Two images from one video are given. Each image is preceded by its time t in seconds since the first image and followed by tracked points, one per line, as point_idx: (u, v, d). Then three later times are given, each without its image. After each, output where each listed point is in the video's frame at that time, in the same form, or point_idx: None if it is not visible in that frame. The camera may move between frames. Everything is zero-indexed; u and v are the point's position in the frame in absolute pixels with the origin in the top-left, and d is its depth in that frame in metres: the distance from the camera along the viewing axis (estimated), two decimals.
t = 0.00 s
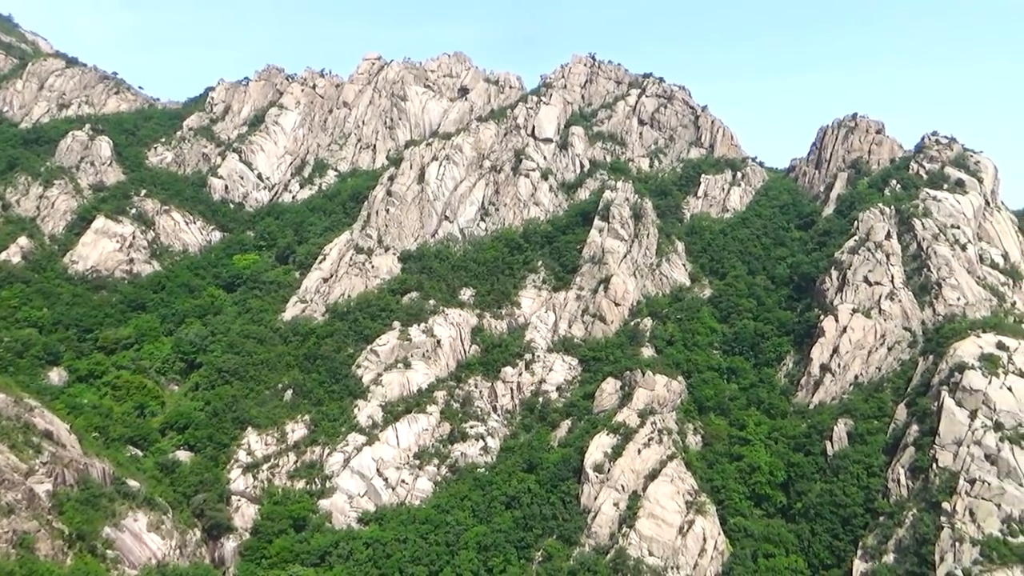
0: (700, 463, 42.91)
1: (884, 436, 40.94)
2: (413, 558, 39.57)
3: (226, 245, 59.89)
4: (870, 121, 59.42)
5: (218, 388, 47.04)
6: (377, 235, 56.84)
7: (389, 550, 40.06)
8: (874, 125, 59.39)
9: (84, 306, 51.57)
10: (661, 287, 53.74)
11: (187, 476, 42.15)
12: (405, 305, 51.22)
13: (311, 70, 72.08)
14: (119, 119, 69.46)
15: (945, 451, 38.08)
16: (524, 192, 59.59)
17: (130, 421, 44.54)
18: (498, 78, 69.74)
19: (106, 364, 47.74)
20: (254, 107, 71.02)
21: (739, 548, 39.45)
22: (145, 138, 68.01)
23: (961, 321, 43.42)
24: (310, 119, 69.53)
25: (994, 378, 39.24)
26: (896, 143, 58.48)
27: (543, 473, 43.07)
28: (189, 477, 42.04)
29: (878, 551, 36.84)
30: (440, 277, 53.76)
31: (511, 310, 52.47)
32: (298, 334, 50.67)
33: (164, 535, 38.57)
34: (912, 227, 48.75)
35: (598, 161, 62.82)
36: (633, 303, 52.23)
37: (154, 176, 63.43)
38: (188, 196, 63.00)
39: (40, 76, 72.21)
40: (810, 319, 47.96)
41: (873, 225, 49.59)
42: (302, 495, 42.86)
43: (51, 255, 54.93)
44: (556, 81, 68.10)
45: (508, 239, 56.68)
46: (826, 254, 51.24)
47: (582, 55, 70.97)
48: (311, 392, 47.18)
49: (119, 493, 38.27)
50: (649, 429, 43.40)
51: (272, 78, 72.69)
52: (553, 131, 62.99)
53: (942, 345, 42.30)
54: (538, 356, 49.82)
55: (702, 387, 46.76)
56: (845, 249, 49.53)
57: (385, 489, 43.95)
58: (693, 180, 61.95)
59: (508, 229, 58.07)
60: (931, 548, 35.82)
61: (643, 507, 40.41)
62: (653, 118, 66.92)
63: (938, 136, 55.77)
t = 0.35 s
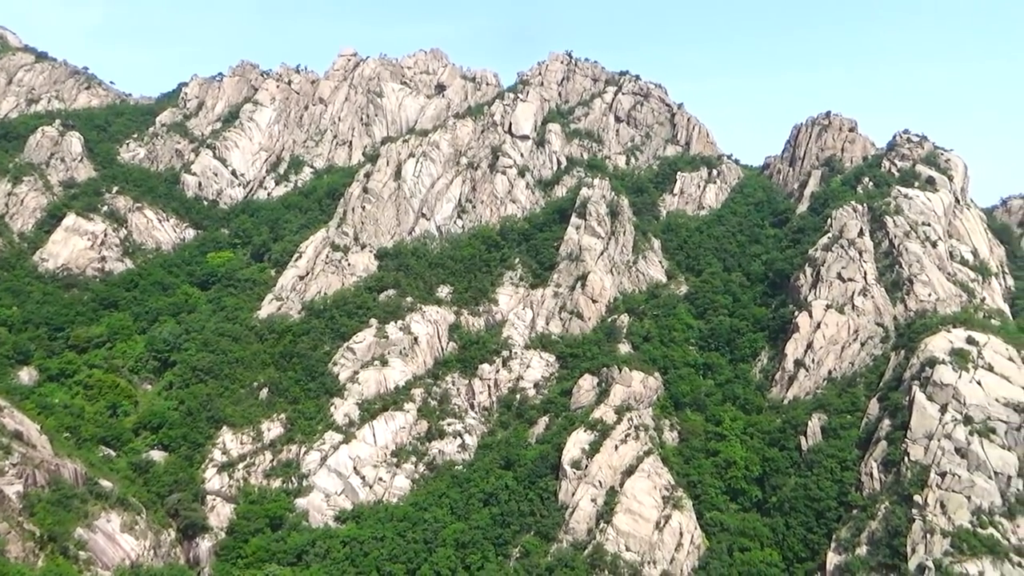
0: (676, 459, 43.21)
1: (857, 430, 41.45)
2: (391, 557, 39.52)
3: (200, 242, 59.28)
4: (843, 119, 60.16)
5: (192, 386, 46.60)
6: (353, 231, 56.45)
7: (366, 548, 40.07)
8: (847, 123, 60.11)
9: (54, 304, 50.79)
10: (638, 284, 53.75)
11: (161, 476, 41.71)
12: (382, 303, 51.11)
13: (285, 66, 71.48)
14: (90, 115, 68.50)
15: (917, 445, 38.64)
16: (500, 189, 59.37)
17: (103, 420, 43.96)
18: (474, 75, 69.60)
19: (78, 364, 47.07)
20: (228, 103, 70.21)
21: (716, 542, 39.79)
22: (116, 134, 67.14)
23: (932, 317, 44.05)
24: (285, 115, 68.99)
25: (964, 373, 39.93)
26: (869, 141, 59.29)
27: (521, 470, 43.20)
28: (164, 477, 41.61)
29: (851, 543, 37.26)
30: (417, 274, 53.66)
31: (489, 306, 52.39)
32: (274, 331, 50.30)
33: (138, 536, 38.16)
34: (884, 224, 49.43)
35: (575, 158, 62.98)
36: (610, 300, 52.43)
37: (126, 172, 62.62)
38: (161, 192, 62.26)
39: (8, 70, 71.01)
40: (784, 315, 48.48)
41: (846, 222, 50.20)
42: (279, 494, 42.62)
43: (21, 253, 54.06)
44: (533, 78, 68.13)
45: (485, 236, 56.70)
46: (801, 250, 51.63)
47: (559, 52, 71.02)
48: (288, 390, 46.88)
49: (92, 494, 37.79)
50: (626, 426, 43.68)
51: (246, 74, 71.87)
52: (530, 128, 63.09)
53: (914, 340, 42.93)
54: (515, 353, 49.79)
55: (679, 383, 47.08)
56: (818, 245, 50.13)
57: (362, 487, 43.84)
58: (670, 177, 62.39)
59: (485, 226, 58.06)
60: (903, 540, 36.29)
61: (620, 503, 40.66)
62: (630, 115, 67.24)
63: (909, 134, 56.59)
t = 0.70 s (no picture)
0: (653, 455, 43.45)
1: (831, 427, 41.88)
2: (368, 555, 39.42)
3: (175, 239, 58.65)
4: (819, 118, 60.69)
5: (167, 385, 46.14)
6: (330, 229, 56.13)
7: (343, 547, 39.91)
8: (822, 122, 60.63)
9: (25, 302, 50.00)
10: (616, 282, 54.03)
11: (135, 476, 41.23)
12: (360, 300, 50.87)
13: (262, 61, 70.84)
14: (62, 109, 67.54)
15: (890, 441, 39.14)
16: (479, 186, 59.44)
17: (76, 420, 43.39)
18: (452, 72, 69.38)
19: (49, 362, 46.41)
20: (204, 98, 69.46)
21: (692, 538, 40.08)
22: (89, 129, 66.31)
23: (905, 314, 44.56)
24: (261, 111, 68.37)
25: (936, 370, 40.45)
26: (844, 139, 59.87)
27: (499, 467, 43.19)
28: (138, 476, 41.15)
29: (826, 538, 37.60)
30: (395, 271, 53.49)
31: (467, 304, 52.35)
32: (250, 329, 49.88)
33: (112, 536, 37.70)
34: (858, 222, 49.95)
35: (554, 155, 62.98)
36: (588, 297, 52.64)
37: (99, 168, 61.83)
38: (135, 188, 61.50)
39: None
40: (761, 312, 48.87)
41: (822, 220, 50.68)
42: (255, 493, 42.35)
43: None
44: (511, 76, 68.06)
45: (464, 234, 56.65)
46: (776, 248, 52.07)
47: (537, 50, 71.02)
48: (264, 388, 46.54)
49: (65, 494, 37.28)
50: (603, 423, 43.82)
51: (222, 69, 71.12)
52: (507, 125, 63.04)
53: (887, 337, 43.44)
54: (493, 351, 49.73)
55: (656, 380, 47.33)
56: (794, 243, 50.57)
57: (339, 485, 43.66)
58: (647, 176, 62.72)
59: (464, 223, 57.98)
60: (877, 534, 36.72)
61: (598, 500, 40.79)
62: (608, 113, 67.42)
63: (883, 133, 57.22)
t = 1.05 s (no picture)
0: (631, 453, 43.69)
1: (807, 424, 42.35)
2: (346, 553, 39.36)
3: (151, 234, 58.06)
4: (796, 118, 61.15)
5: (142, 382, 45.71)
6: (309, 225, 55.75)
7: (321, 545, 39.75)
8: (800, 122, 61.07)
9: None
10: (595, 279, 54.21)
11: (109, 474, 40.80)
12: (338, 297, 50.61)
13: (240, 55, 70.23)
14: (35, 103, 66.70)
15: (864, 438, 39.49)
16: (459, 183, 59.61)
17: (48, 417, 42.84)
18: (433, 68, 69.11)
19: (22, 359, 45.81)
20: (180, 93, 68.76)
21: (670, 534, 40.35)
22: (63, 123, 65.54)
23: (880, 313, 45.04)
24: (239, 106, 67.80)
25: (909, 368, 40.86)
26: (821, 140, 60.39)
27: (477, 465, 43.19)
28: (112, 475, 40.72)
29: (801, 534, 37.98)
30: (373, 268, 53.31)
31: (446, 301, 52.36)
32: (226, 326, 49.46)
33: (85, 535, 37.33)
34: (835, 222, 50.36)
35: (534, 153, 62.84)
36: (567, 295, 52.76)
37: (73, 162, 61.09)
38: (109, 183, 60.79)
39: None
40: (739, 310, 49.20)
41: (799, 220, 51.08)
42: (231, 491, 42.04)
43: None
44: (491, 73, 67.95)
45: (443, 231, 56.62)
46: (754, 247, 52.47)
47: (517, 47, 70.92)
48: (241, 386, 46.19)
49: (37, 493, 36.93)
50: (582, 420, 43.94)
51: (199, 63, 70.43)
52: (487, 123, 63.05)
53: (862, 335, 43.91)
54: (472, 348, 49.61)
55: (634, 377, 47.54)
56: (771, 242, 50.95)
57: (317, 483, 43.45)
58: (628, 174, 62.64)
59: (443, 220, 58.01)
60: (851, 530, 37.11)
61: (576, 497, 40.89)
62: (588, 111, 67.54)
63: (860, 134, 57.75)
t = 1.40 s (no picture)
0: (611, 449, 43.89)
1: (785, 420, 42.70)
2: (326, 551, 39.26)
3: (128, 230, 57.42)
4: (776, 117, 61.58)
5: (119, 378, 45.23)
6: (289, 221, 55.63)
7: (300, 543, 39.59)
8: (779, 121, 61.50)
9: None
10: (576, 276, 54.39)
11: (85, 471, 40.32)
12: (318, 294, 50.35)
13: (219, 49, 69.57)
14: (9, 96, 65.79)
15: (841, 434, 39.93)
16: (439, 180, 59.19)
17: (23, 414, 42.29)
18: (414, 64, 68.79)
19: None
20: (158, 87, 67.95)
21: (649, 530, 40.59)
22: (38, 116, 64.74)
23: (857, 311, 45.51)
24: (218, 100, 67.12)
25: (886, 365, 41.36)
26: (800, 138, 60.85)
27: (458, 461, 43.19)
28: (88, 473, 40.25)
29: (779, 529, 38.35)
30: (354, 264, 53.08)
31: (427, 298, 52.21)
32: (205, 323, 49.00)
33: (60, 534, 36.82)
34: (813, 220, 50.86)
35: (515, 150, 62.87)
36: (548, 292, 52.82)
37: (48, 156, 60.30)
38: (85, 177, 60.05)
39: None
40: (718, 307, 49.59)
41: (778, 218, 51.53)
42: (210, 488, 41.84)
43: None
44: (472, 69, 67.81)
45: (424, 228, 56.44)
46: (733, 245, 52.85)
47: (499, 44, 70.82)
48: (219, 382, 45.84)
49: (11, 490, 36.40)
50: (562, 417, 44.04)
51: (177, 57, 69.70)
52: (469, 119, 62.84)
53: (840, 333, 44.37)
54: (452, 345, 49.60)
55: (614, 374, 47.76)
56: (751, 240, 51.35)
57: (296, 481, 43.18)
58: (608, 171, 63.26)
59: (424, 217, 57.61)
60: (827, 525, 37.50)
61: (557, 493, 40.92)
62: (569, 108, 67.63)
63: (838, 133, 58.18)
